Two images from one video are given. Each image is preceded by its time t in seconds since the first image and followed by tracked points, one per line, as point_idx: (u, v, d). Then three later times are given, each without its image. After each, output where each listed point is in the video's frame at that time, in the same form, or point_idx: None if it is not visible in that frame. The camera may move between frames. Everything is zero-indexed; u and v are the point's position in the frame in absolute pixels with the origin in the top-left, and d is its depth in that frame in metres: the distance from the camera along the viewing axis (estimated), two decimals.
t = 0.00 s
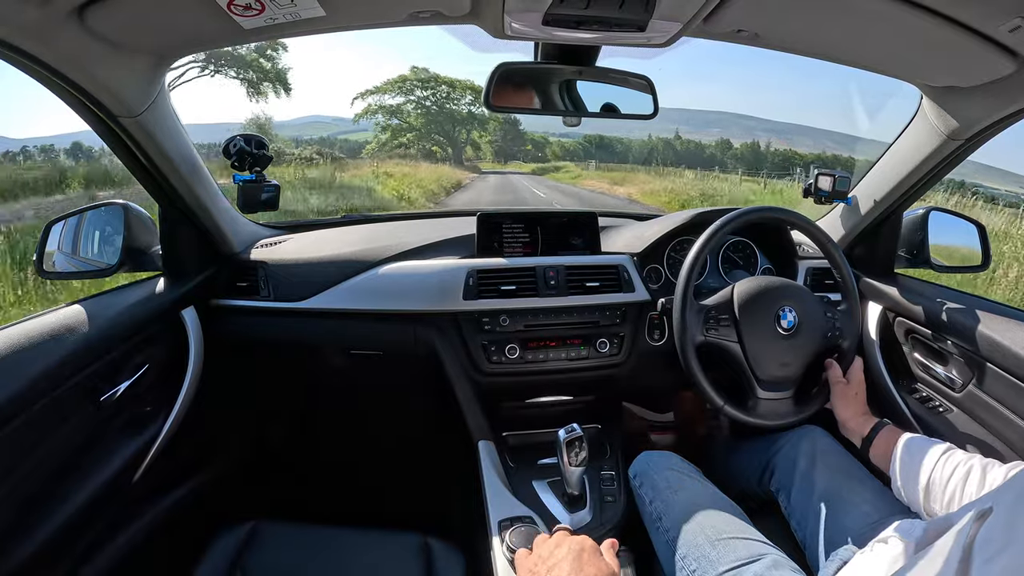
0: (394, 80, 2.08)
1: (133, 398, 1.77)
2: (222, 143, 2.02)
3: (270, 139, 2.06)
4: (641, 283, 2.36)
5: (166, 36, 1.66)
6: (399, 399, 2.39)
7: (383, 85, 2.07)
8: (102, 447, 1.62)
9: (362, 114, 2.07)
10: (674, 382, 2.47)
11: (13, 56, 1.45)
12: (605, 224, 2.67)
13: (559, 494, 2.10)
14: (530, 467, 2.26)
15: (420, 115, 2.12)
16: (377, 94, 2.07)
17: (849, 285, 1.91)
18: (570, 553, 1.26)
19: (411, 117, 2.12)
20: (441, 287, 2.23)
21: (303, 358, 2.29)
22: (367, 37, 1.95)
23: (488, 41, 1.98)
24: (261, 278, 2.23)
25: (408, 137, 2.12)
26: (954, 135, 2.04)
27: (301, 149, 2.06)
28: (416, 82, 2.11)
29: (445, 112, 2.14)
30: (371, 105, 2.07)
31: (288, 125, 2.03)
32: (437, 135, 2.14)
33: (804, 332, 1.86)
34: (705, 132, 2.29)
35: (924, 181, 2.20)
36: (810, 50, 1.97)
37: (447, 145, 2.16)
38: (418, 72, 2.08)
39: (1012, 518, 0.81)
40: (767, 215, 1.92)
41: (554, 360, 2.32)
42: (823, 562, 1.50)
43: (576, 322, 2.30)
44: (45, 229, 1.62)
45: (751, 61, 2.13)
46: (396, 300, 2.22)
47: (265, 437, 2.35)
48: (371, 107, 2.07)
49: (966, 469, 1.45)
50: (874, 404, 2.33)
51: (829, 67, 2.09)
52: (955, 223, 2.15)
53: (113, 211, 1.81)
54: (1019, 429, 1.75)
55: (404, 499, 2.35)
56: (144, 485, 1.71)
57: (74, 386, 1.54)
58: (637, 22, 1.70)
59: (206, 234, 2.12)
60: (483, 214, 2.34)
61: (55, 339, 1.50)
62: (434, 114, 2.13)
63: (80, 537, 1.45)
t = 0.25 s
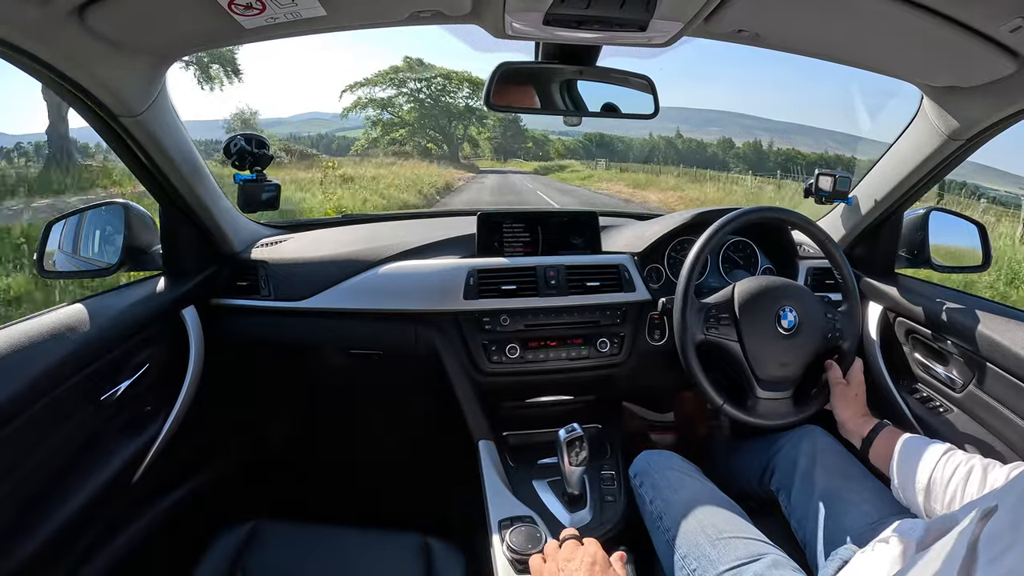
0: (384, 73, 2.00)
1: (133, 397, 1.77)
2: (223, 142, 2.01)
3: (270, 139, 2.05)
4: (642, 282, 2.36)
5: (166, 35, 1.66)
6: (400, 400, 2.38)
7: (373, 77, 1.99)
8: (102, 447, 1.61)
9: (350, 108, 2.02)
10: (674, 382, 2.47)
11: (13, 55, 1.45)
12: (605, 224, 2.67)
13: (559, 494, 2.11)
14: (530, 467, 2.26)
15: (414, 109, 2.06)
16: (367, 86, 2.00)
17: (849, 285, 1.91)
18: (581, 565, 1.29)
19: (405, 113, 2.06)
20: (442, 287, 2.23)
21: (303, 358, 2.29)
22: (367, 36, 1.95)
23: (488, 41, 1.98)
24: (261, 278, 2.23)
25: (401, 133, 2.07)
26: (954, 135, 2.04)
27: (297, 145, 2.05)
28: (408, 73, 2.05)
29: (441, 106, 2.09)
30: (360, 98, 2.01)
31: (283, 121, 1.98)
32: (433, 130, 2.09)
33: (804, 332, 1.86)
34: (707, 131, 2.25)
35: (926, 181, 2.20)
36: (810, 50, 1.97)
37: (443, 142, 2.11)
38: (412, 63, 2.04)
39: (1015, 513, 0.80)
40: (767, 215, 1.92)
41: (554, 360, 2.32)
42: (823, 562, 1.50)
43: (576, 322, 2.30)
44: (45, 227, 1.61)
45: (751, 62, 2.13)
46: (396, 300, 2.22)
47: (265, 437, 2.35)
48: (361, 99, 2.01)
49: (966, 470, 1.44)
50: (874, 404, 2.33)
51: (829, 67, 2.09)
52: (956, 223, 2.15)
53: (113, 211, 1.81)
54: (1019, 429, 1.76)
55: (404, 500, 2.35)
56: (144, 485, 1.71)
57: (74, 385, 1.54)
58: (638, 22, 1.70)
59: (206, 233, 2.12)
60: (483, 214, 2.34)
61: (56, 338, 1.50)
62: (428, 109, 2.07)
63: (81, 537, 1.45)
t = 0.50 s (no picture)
0: (373, 70, 2.06)
1: (133, 398, 1.77)
2: (222, 143, 2.02)
3: (269, 139, 2.06)
4: (641, 282, 2.36)
5: (166, 35, 1.66)
6: (400, 400, 2.38)
7: (359, 75, 2.04)
8: (103, 447, 1.62)
9: (337, 108, 2.06)
10: (674, 382, 2.47)
11: (13, 56, 1.45)
12: (605, 223, 2.66)
13: (559, 494, 2.10)
14: (530, 467, 2.26)
15: (403, 109, 2.12)
16: (355, 85, 2.05)
17: (849, 285, 1.91)
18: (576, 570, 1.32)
19: (396, 114, 2.12)
20: (441, 287, 2.23)
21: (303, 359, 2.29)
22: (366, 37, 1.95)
23: (488, 41, 1.98)
24: (261, 278, 2.23)
25: (392, 135, 2.13)
26: (954, 135, 2.04)
27: (293, 148, 2.09)
28: (397, 70, 2.09)
29: (433, 105, 2.15)
30: (347, 97, 2.06)
31: (283, 127, 2.03)
32: (425, 133, 2.17)
33: (804, 332, 1.86)
34: (706, 133, 2.34)
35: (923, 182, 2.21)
36: (810, 50, 1.97)
37: (436, 145, 2.19)
38: (402, 59, 2.06)
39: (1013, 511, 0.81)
40: (767, 215, 1.92)
41: (554, 360, 2.32)
42: (823, 562, 1.50)
43: (576, 322, 2.30)
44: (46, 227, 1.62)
45: (751, 61, 2.13)
46: (396, 300, 2.22)
47: (265, 438, 2.34)
48: (347, 99, 2.06)
49: (971, 469, 1.44)
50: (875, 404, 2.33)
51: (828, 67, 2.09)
52: (955, 223, 2.15)
53: (113, 211, 1.81)
54: (1019, 429, 1.76)
55: (404, 500, 2.35)
56: (144, 485, 1.71)
57: (74, 385, 1.54)
58: (637, 22, 1.70)
59: (206, 234, 2.12)
60: (483, 214, 2.33)
61: (55, 338, 1.50)
62: (419, 108, 2.14)
63: (81, 537, 1.45)
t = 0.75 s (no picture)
0: (361, 57, 2.01)
1: (133, 398, 1.77)
2: (223, 143, 2.01)
3: (270, 140, 2.07)
4: (641, 283, 2.36)
5: (166, 35, 1.66)
6: (399, 401, 2.38)
7: (344, 64, 2.01)
8: (102, 447, 1.62)
9: (321, 98, 2.05)
10: (674, 383, 2.47)
11: (12, 55, 1.46)
12: (605, 224, 2.66)
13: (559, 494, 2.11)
14: (530, 467, 2.26)
15: (393, 100, 2.08)
16: (339, 74, 2.02)
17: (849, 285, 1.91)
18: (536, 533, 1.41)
19: (385, 104, 2.09)
20: (441, 287, 2.23)
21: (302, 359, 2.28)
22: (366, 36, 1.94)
23: (487, 40, 1.98)
24: (261, 278, 2.23)
25: (381, 127, 2.10)
26: (954, 135, 2.04)
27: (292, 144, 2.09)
28: (388, 57, 2.03)
29: (423, 95, 2.09)
30: (332, 86, 2.04)
31: (282, 121, 2.03)
32: (418, 125, 2.11)
33: (804, 332, 1.86)
34: (706, 129, 2.29)
35: (923, 182, 2.21)
36: (810, 50, 1.97)
37: (431, 139, 2.13)
38: (391, 45, 2.00)
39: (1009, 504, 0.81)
40: (767, 215, 1.92)
41: (554, 360, 2.32)
42: (822, 562, 1.50)
43: (576, 322, 2.30)
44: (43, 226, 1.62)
45: (751, 61, 2.13)
46: (396, 300, 2.22)
47: (265, 438, 2.34)
48: (332, 90, 2.04)
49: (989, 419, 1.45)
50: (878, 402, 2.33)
51: (828, 67, 2.09)
52: (956, 223, 2.16)
53: (113, 211, 1.82)
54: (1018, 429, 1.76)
55: (404, 501, 2.35)
56: (144, 485, 1.71)
57: (74, 386, 1.54)
58: (637, 22, 1.70)
59: (206, 234, 2.12)
60: (483, 214, 2.34)
61: (55, 339, 1.51)
62: (410, 98, 2.09)
63: (81, 537, 1.45)
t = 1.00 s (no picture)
0: (347, 49, 2.01)
1: (133, 398, 1.77)
2: (223, 143, 2.02)
3: (270, 140, 2.07)
4: (641, 283, 2.36)
5: (166, 36, 1.66)
6: (400, 401, 2.37)
7: (331, 56, 2.01)
8: (103, 447, 1.62)
9: (305, 93, 2.08)
10: (674, 383, 2.47)
11: (12, 55, 1.46)
12: (605, 224, 2.66)
13: (559, 494, 2.11)
14: (530, 467, 2.26)
15: (383, 96, 2.13)
16: (324, 66, 2.04)
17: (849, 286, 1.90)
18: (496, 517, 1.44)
19: (374, 99, 2.13)
20: (441, 288, 2.23)
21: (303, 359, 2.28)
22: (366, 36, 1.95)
23: (487, 40, 1.98)
24: (261, 279, 2.24)
25: (373, 124, 2.15)
26: (954, 135, 2.04)
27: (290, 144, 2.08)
28: (376, 47, 2.02)
29: (416, 91, 2.14)
30: (317, 80, 2.07)
31: (279, 121, 2.04)
32: (410, 123, 2.18)
33: (804, 332, 1.86)
34: (708, 127, 2.32)
35: (924, 182, 2.20)
36: (810, 50, 1.97)
37: (423, 137, 2.20)
38: (380, 36, 1.98)
39: None
40: (767, 215, 1.92)
41: (554, 360, 2.32)
42: (823, 562, 1.50)
43: (577, 322, 2.30)
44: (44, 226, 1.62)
45: (751, 61, 2.13)
46: (396, 300, 2.22)
47: (266, 438, 2.34)
48: (317, 84, 2.07)
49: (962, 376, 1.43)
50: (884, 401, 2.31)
51: (828, 67, 2.10)
52: (955, 223, 2.15)
53: (113, 211, 1.81)
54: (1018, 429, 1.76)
55: (404, 501, 2.35)
56: (144, 485, 1.71)
57: (74, 385, 1.54)
58: (638, 22, 1.70)
59: (206, 234, 2.12)
60: (483, 214, 2.34)
61: (55, 339, 1.50)
62: (400, 91, 2.13)
63: (81, 537, 1.45)
